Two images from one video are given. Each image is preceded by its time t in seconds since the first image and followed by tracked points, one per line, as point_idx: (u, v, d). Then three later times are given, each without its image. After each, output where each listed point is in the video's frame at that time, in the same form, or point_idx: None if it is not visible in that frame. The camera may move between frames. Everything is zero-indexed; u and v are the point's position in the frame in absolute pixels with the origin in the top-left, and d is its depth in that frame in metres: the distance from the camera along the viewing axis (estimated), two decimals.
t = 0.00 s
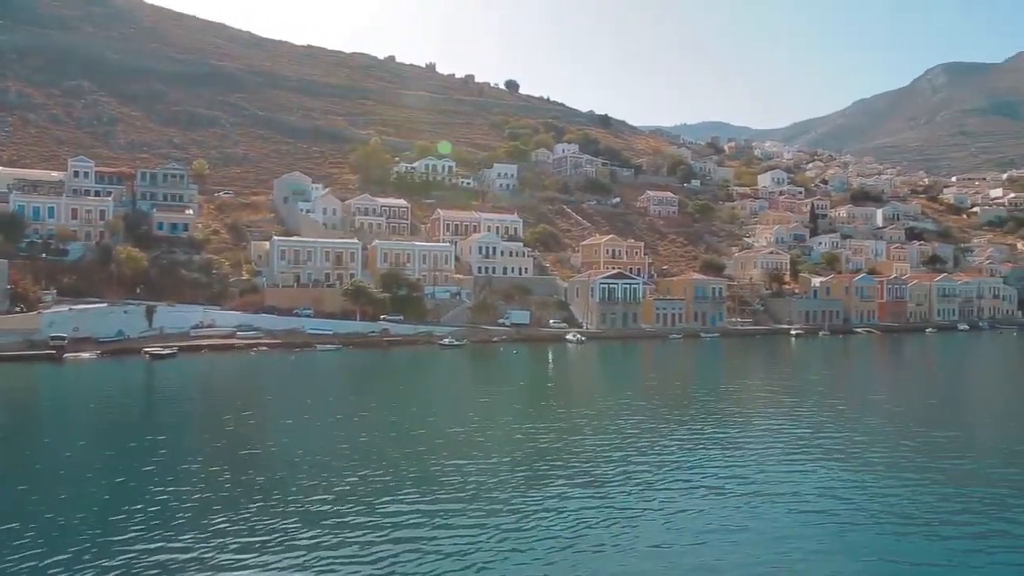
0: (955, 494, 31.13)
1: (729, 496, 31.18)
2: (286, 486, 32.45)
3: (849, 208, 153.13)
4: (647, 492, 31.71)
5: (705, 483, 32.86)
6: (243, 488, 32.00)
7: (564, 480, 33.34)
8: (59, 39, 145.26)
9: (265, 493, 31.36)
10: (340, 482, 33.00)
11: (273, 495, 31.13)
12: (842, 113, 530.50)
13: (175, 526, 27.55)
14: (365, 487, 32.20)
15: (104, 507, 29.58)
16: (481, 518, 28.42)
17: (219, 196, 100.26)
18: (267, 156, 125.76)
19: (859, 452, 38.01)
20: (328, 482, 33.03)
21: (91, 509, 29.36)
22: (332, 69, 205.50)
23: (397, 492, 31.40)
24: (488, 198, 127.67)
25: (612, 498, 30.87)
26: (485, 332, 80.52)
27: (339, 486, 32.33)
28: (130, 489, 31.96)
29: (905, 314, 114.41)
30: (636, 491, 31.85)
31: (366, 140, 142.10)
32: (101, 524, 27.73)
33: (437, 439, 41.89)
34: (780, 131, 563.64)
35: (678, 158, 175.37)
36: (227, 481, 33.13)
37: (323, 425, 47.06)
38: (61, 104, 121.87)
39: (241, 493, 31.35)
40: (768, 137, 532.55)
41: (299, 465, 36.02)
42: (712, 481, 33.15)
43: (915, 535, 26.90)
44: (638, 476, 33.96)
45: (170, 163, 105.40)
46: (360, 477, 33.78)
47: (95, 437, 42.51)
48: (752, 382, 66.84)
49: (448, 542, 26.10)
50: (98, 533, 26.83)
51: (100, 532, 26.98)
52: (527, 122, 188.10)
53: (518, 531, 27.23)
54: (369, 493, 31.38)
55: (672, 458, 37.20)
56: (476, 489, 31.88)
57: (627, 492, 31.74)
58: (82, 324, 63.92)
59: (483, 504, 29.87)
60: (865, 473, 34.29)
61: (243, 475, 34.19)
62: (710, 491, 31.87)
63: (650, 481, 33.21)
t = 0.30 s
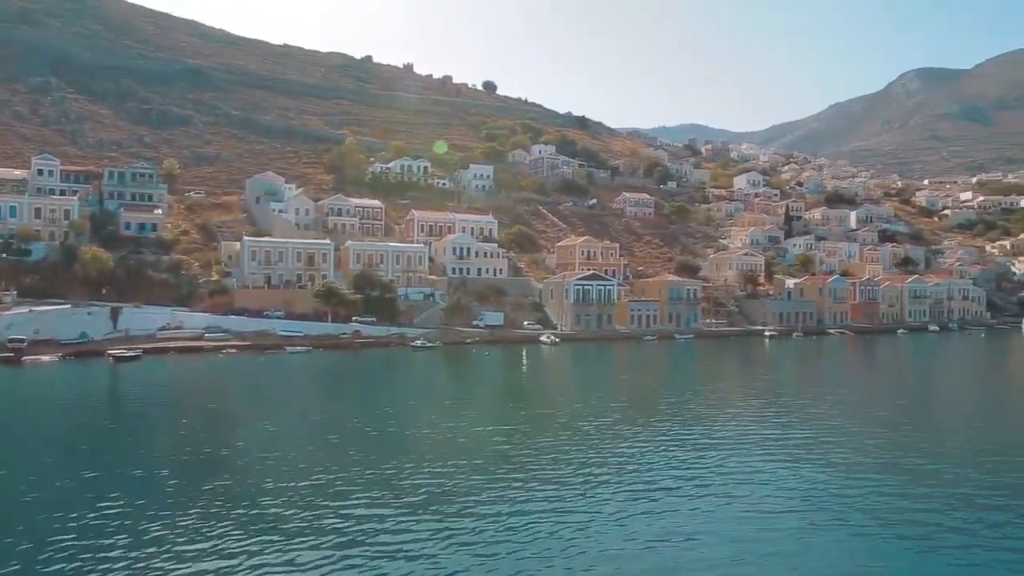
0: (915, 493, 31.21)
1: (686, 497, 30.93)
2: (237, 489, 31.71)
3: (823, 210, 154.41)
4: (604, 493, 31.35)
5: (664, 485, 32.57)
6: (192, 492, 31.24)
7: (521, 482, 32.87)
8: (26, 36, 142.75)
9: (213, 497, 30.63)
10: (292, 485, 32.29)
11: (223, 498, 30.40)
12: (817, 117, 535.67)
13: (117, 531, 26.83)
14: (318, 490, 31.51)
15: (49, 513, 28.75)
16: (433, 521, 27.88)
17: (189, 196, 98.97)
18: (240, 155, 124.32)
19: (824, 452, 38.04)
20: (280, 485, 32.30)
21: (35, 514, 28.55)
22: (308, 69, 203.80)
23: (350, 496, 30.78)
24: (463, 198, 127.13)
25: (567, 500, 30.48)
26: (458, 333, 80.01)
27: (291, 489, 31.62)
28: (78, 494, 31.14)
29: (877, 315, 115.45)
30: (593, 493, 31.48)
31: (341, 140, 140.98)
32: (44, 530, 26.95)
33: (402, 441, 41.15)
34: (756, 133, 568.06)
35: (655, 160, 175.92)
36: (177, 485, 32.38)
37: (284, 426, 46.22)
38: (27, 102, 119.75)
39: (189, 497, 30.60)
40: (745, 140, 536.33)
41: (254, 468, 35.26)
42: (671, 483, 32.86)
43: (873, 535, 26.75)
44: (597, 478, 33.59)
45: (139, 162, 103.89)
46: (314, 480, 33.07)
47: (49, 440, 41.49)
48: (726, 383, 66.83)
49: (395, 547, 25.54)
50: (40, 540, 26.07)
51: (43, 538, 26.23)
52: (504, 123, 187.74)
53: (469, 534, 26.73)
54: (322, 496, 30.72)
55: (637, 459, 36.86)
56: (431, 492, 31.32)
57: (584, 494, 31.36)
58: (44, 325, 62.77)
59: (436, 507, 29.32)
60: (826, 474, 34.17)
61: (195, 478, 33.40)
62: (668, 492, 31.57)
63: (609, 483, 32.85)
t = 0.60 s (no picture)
0: (874, 493, 31.33)
1: (648, 500, 30.53)
2: (190, 493, 30.93)
3: (797, 212, 155.51)
4: (564, 496, 30.84)
5: (626, 488, 32.12)
6: (140, 498, 30.29)
7: (480, 486, 32.24)
8: None
9: (165, 501, 29.84)
10: (246, 490, 31.43)
11: (171, 504, 29.50)
12: (794, 121, 540.27)
13: (63, 537, 26.08)
14: (270, 495, 30.65)
15: None
16: (387, 527, 27.18)
17: (159, 195, 97.48)
18: (212, 155, 122.69)
19: (790, 453, 38.06)
20: (233, 490, 31.43)
21: None
22: (283, 68, 201.79)
23: (304, 501, 29.97)
24: (439, 199, 126.36)
25: (526, 503, 29.94)
26: (432, 335, 79.40)
27: (244, 494, 30.77)
28: (26, 497, 30.31)
29: (849, 316, 116.38)
30: (554, 495, 31.07)
31: (316, 140, 139.69)
32: None
33: (369, 444, 40.55)
34: (733, 136, 572.13)
35: (632, 162, 176.18)
36: (128, 489, 31.51)
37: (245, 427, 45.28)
38: None
39: (137, 504, 29.67)
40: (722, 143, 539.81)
41: (207, 472, 34.31)
42: (632, 486, 32.44)
43: (832, 536, 26.72)
44: (558, 481, 33.06)
45: (107, 160, 102.15)
46: (268, 485, 32.20)
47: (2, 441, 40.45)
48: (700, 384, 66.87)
49: (346, 554, 24.81)
50: None
51: None
52: (481, 124, 187.07)
53: (423, 539, 26.06)
54: (275, 501, 29.89)
55: (604, 461, 36.60)
56: (390, 496, 30.71)
57: (544, 498, 30.80)
58: (5, 327, 61.55)
59: (394, 512, 28.72)
60: (790, 476, 34.05)
61: (142, 483, 32.41)
62: (629, 495, 31.16)
63: (570, 486, 32.34)
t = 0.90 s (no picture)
0: (837, 493, 31.34)
1: (609, 501, 30.20)
2: (146, 498, 30.25)
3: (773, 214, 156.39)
4: (525, 498, 30.41)
5: (584, 489, 31.68)
6: (94, 504, 29.58)
7: (436, 489, 31.64)
8: None
9: (119, 507, 29.15)
10: (193, 496, 30.64)
11: (125, 510, 28.80)
12: (770, 123, 544.79)
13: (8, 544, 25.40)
14: (217, 501, 29.86)
15: None
16: (333, 532, 26.53)
17: (128, 195, 95.93)
18: (184, 154, 120.97)
19: (759, 453, 37.94)
20: (180, 495, 30.65)
21: None
22: (259, 67, 199.70)
23: (255, 506, 29.35)
24: (415, 200, 125.48)
25: (482, 505, 29.53)
26: (405, 337, 78.73)
27: (190, 501, 29.97)
28: None
29: (824, 318, 117.22)
30: (517, 497, 30.70)
31: (291, 140, 138.28)
32: None
33: (335, 446, 39.88)
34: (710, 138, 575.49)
35: (609, 164, 176.35)
36: (82, 494, 30.77)
37: (208, 429, 44.37)
38: None
39: (89, 509, 28.95)
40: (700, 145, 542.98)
41: (163, 477, 33.47)
42: (592, 487, 32.12)
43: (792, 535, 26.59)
44: (517, 482, 32.68)
45: (75, 159, 100.39)
46: (218, 490, 31.42)
47: None
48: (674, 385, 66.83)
49: (285, 561, 24.12)
50: None
51: None
52: (458, 125, 186.31)
53: (367, 545, 25.43)
54: (228, 506, 29.20)
55: (570, 462, 36.28)
56: (350, 499, 30.18)
57: (506, 499, 30.41)
58: None
59: (352, 515, 28.21)
60: (753, 476, 33.96)
61: (98, 488, 31.67)
62: (585, 497, 30.72)
63: (531, 488, 31.91)
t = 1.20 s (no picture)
0: (803, 494, 31.29)
1: (573, 504, 29.85)
2: (99, 503, 29.50)
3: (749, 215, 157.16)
4: (486, 502, 30.01)
5: (541, 493, 31.15)
6: (44, 509, 28.78)
7: (390, 494, 30.94)
8: None
9: (70, 512, 28.35)
10: (140, 501, 29.80)
11: (75, 515, 28.03)
12: (747, 126, 548.89)
13: None
14: (168, 506, 29.14)
15: None
16: (279, 539, 25.84)
17: (95, 194, 94.13)
18: (154, 153, 119.04)
19: (726, 455, 37.76)
20: (127, 501, 29.78)
21: None
22: (232, 65, 197.37)
23: (210, 510, 28.68)
24: (390, 200, 124.52)
25: (443, 509, 29.08)
26: (378, 339, 77.95)
27: (139, 505, 29.23)
28: None
29: (798, 319, 117.88)
30: (478, 500, 30.29)
31: (264, 139, 136.65)
32: None
33: (299, 449, 39.18)
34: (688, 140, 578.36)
35: (586, 165, 176.33)
36: (33, 500, 29.95)
37: (171, 433, 43.43)
38: None
39: (38, 514, 28.19)
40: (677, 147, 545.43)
41: (120, 481, 32.67)
42: (556, 490, 31.75)
43: (753, 538, 26.39)
44: (480, 485, 32.25)
45: (40, 158, 98.43)
46: (170, 494, 30.67)
47: None
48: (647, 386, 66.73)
49: (225, 569, 23.42)
50: None
51: None
52: (435, 125, 185.33)
53: (310, 553, 24.72)
54: (183, 511, 28.53)
55: (536, 464, 35.90)
56: (307, 503, 29.58)
57: (467, 502, 29.98)
58: None
59: (309, 519, 27.67)
60: (719, 478, 33.77)
61: (50, 493, 30.84)
62: (542, 501, 30.19)
63: (494, 491, 31.49)
